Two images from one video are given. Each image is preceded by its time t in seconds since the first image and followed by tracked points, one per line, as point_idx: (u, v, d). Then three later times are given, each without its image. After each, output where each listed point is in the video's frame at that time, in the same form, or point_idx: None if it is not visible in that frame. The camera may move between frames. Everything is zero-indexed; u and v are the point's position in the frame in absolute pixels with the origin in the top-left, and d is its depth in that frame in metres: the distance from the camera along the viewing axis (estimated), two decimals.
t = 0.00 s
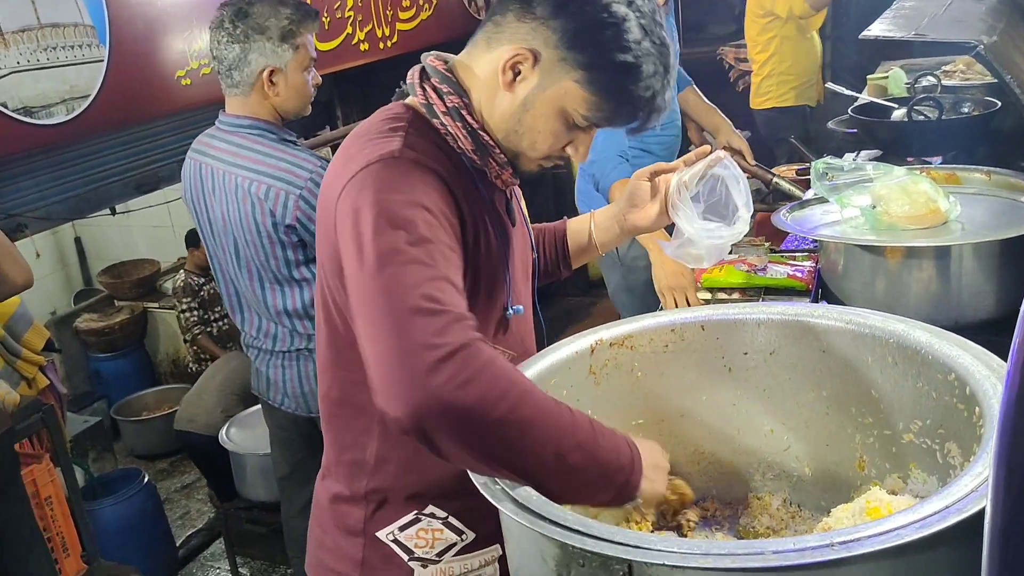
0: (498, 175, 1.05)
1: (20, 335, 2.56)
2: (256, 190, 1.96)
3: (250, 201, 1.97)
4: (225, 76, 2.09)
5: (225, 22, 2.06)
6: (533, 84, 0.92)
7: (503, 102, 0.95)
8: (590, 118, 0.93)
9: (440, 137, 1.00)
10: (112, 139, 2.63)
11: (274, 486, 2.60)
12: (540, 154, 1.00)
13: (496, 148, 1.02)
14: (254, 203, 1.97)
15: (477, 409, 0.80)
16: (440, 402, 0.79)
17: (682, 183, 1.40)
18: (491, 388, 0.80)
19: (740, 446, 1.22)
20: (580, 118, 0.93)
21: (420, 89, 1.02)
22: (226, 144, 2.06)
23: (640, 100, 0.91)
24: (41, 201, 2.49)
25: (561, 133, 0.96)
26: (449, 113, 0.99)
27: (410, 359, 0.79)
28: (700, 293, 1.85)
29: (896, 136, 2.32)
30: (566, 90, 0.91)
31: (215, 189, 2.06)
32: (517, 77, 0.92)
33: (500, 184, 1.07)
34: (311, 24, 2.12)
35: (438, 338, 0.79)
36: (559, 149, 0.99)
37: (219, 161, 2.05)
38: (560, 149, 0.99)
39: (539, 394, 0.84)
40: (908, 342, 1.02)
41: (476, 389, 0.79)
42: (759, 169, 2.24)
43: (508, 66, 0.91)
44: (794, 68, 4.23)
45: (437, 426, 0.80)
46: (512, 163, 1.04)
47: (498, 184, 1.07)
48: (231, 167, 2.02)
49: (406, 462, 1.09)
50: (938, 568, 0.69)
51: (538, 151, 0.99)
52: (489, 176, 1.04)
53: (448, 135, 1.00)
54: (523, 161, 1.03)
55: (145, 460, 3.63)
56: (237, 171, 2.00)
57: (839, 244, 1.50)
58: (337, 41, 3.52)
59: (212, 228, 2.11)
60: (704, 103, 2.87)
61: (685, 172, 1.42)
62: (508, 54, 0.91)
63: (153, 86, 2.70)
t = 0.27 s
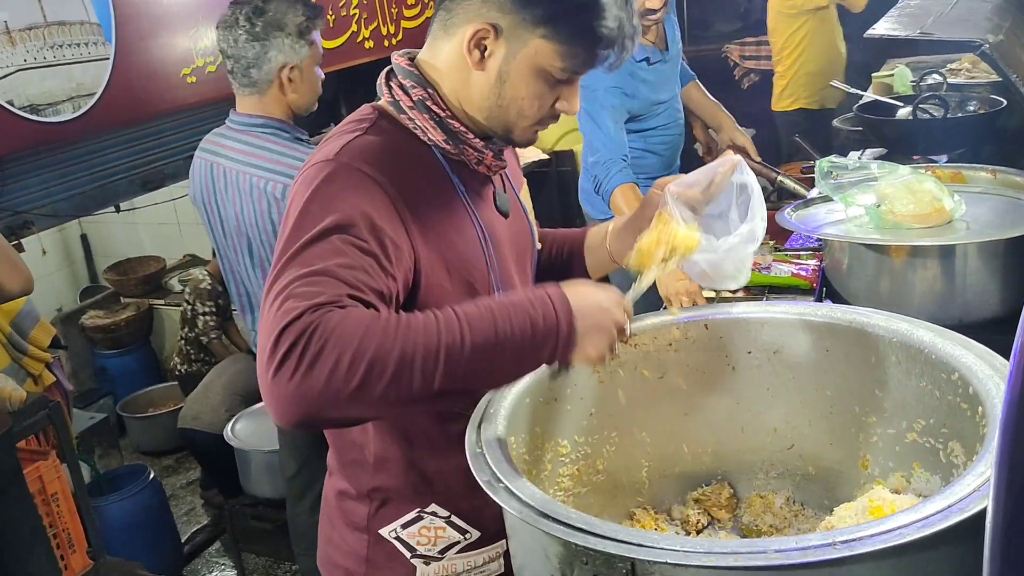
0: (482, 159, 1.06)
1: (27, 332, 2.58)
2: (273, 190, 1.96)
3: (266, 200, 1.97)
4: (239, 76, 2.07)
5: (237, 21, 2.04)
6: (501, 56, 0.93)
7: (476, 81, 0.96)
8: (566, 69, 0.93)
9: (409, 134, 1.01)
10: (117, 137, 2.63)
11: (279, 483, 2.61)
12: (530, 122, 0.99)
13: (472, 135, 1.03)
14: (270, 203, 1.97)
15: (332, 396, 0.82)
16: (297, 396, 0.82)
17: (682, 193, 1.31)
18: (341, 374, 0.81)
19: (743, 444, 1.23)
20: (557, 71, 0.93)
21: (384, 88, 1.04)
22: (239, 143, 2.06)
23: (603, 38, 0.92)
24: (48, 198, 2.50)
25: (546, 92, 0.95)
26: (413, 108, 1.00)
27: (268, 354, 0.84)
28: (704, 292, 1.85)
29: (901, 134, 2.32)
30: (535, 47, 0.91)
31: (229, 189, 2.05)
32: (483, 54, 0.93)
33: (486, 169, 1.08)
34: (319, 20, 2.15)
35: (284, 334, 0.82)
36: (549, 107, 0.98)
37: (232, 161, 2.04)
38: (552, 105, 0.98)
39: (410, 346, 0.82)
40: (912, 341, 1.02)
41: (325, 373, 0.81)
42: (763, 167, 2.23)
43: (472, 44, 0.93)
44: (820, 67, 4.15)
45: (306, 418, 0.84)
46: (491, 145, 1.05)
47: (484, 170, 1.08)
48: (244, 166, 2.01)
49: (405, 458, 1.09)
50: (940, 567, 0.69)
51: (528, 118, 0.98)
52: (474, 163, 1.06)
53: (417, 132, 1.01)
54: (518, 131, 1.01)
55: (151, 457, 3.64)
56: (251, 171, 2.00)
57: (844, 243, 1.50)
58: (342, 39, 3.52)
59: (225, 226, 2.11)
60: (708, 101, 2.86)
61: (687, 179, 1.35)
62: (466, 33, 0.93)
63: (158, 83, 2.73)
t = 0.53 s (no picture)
0: (482, 163, 1.04)
1: (36, 330, 2.60)
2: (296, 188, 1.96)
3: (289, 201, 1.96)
4: (276, 74, 2.04)
5: (269, 19, 2.01)
6: (497, 63, 0.92)
7: (474, 87, 0.95)
8: (565, 83, 0.92)
9: (409, 135, 1.01)
10: (126, 134, 2.64)
11: (287, 479, 2.62)
12: (525, 132, 0.99)
13: (472, 138, 1.02)
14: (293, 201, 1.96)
15: (325, 400, 0.84)
16: (290, 402, 0.85)
17: (684, 220, 1.24)
18: (334, 379, 0.84)
19: (750, 443, 1.22)
20: (555, 84, 0.92)
21: (388, 90, 1.04)
22: (258, 142, 2.05)
23: (604, 51, 0.91)
24: (57, 196, 2.51)
25: (541, 104, 0.94)
26: (413, 110, 1.00)
27: (263, 360, 0.86)
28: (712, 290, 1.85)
29: (909, 132, 2.31)
30: (530, 59, 0.90)
31: (247, 189, 2.03)
32: (481, 59, 0.93)
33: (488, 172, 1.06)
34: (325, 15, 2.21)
35: (278, 342, 0.84)
36: (546, 119, 0.97)
37: (252, 161, 2.02)
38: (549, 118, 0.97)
39: (398, 348, 0.84)
40: (920, 342, 1.01)
41: (317, 381, 0.84)
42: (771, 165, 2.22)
43: (469, 49, 0.92)
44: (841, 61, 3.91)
45: (301, 425, 0.87)
46: (489, 149, 1.03)
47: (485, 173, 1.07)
48: (265, 165, 2.00)
49: (403, 452, 1.10)
50: (949, 568, 0.69)
51: (523, 129, 0.98)
52: (474, 167, 1.04)
53: (416, 134, 1.01)
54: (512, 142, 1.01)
55: (160, 453, 3.65)
56: (274, 171, 1.99)
57: (852, 242, 1.49)
58: (348, 36, 3.52)
59: (243, 227, 2.09)
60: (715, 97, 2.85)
61: (704, 206, 1.27)
62: (466, 38, 0.92)
63: (166, 81, 2.74)
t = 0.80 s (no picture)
0: (517, 164, 1.04)
1: (44, 326, 2.62)
2: (325, 181, 1.91)
3: (315, 193, 1.91)
4: (309, 65, 2.03)
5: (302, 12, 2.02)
6: (544, 73, 0.92)
7: (517, 92, 0.95)
8: (606, 101, 0.93)
9: (449, 130, 1.00)
10: (133, 131, 2.65)
11: (294, 474, 2.63)
12: (559, 143, 1.00)
13: (512, 139, 1.01)
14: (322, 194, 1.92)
15: (426, 389, 0.81)
16: (382, 378, 0.81)
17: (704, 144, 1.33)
18: (444, 371, 0.81)
19: (757, 440, 1.23)
20: (597, 101, 0.93)
21: (430, 83, 1.04)
22: (283, 137, 2.00)
23: (654, 78, 0.90)
24: (66, 191, 2.51)
25: (577, 116, 0.95)
26: (457, 104, 1.00)
27: (356, 334, 0.82)
28: (718, 285, 1.85)
29: (916, 126, 2.30)
30: (577, 75, 0.90)
31: (272, 182, 1.97)
32: (527, 67, 0.93)
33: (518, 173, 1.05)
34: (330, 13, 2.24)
35: (384, 316, 0.81)
36: (581, 133, 0.99)
37: (277, 154, 1.98)
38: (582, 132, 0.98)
39: (485, 377, 0.82)
40: (927, 339, 1.01)
41: (397, 363, 0.81)
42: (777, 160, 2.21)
43: (518, 55, 0.92)
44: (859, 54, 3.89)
45: (366, 396, 0.83)
46: (528, 152, 1.03)
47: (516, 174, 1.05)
48: (291, 158, 1.96)
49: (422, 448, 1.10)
50: (954, 565, 0.69)
51: (557, 140, 0.99)
52: (510, 166, 1.03)
53: (457, 129, 1.00)
54: (545, 149, 1.02)
55: (168, 447, 3.68)
56: (301, 163, 1.94)
57: (859, 238, 1.49)
58: (355, 32, 3.53)
59: (264, 223, 2.02)
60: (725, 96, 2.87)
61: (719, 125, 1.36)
62: (516, 43, 0.92)
63: (174, 78, 2.74)
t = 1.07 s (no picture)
0: (552, 160, 1.01)
1: (48, 322, 2.62)
2: (347, 169, 1.91)
3: (339, 179, 1.91)
4: (336, 55, 2.02)
5: (332, 3, 2.01)
6: (582, 68, 0.92)
7: (552, 87, 0.95)
8: (641, 97, 0.93)
9: (492, 125, 0.97)
10: (137, 127, 2.65)
11: (298, 469, 2.63)
12: (592, 137, 0.99)
13: (551, 134, 0.99)
14: (344, 181, 1.91)
15: (577, 416, 0.84)
16: (537, 413, 0.83)
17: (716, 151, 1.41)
18: (592, 395, 0.84)
19: (762, 435, 1.22)
20: (632, 98, 0.93)
21: (469, 76, 1.00)
22: (306, 126, 1.99)
23: (690, 74, 0.91)
24: (69, 187, 2.51)
25: (612, 113, 0.95)
26: (501, 100, 0.96)
27: (509, 370, 0.82)
28: (723, 280, 1.84)
29: (921, 120, 2.29)
30: (616, 71, 0.91)
31: (293, 169, 1.96)
32: (566, 62, 0.92)
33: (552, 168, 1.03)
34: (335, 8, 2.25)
35: (535, 352, 0.82)
36: (611, 129, 0.99)
37: (298, 142, 1.97)
38: (613, 128, 0.99)
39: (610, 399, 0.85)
40: (934, 332, 1.01)
41: (546, 395, 0.82)
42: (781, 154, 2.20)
43: (557, 50, 0.91)
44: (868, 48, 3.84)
45: (514, 424, 0.84)
46: (564, 147, 1.01)
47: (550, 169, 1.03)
48: (314, 145, 1.95)
49: (446, 449, 1.11)
50: (959, 561, 0.69)
51: (591, 134, 0.98)
52: (544, 163, 1.01)
53: (500, 123, 0.97)
54: (579, 142, 1.01)
55: (172, 443, 3.68)
56: (323, 150, 1.93)
57: (864, 232, 1.49)
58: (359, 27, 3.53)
59: (280, 212, 2.00)
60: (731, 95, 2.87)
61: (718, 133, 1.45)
62: (555, 38, 0.91)
63: (177, 74, 2.74)
